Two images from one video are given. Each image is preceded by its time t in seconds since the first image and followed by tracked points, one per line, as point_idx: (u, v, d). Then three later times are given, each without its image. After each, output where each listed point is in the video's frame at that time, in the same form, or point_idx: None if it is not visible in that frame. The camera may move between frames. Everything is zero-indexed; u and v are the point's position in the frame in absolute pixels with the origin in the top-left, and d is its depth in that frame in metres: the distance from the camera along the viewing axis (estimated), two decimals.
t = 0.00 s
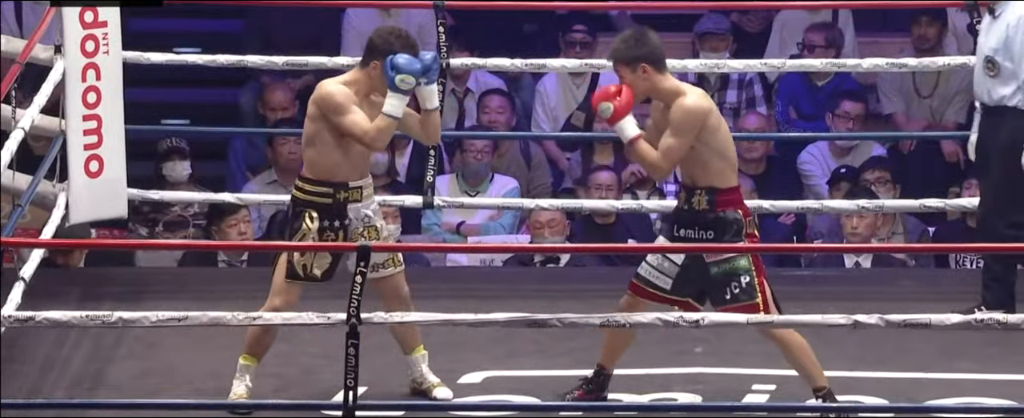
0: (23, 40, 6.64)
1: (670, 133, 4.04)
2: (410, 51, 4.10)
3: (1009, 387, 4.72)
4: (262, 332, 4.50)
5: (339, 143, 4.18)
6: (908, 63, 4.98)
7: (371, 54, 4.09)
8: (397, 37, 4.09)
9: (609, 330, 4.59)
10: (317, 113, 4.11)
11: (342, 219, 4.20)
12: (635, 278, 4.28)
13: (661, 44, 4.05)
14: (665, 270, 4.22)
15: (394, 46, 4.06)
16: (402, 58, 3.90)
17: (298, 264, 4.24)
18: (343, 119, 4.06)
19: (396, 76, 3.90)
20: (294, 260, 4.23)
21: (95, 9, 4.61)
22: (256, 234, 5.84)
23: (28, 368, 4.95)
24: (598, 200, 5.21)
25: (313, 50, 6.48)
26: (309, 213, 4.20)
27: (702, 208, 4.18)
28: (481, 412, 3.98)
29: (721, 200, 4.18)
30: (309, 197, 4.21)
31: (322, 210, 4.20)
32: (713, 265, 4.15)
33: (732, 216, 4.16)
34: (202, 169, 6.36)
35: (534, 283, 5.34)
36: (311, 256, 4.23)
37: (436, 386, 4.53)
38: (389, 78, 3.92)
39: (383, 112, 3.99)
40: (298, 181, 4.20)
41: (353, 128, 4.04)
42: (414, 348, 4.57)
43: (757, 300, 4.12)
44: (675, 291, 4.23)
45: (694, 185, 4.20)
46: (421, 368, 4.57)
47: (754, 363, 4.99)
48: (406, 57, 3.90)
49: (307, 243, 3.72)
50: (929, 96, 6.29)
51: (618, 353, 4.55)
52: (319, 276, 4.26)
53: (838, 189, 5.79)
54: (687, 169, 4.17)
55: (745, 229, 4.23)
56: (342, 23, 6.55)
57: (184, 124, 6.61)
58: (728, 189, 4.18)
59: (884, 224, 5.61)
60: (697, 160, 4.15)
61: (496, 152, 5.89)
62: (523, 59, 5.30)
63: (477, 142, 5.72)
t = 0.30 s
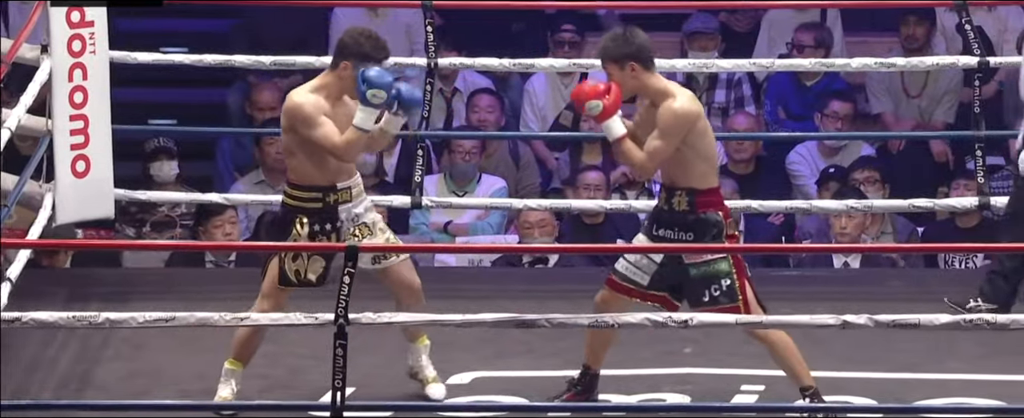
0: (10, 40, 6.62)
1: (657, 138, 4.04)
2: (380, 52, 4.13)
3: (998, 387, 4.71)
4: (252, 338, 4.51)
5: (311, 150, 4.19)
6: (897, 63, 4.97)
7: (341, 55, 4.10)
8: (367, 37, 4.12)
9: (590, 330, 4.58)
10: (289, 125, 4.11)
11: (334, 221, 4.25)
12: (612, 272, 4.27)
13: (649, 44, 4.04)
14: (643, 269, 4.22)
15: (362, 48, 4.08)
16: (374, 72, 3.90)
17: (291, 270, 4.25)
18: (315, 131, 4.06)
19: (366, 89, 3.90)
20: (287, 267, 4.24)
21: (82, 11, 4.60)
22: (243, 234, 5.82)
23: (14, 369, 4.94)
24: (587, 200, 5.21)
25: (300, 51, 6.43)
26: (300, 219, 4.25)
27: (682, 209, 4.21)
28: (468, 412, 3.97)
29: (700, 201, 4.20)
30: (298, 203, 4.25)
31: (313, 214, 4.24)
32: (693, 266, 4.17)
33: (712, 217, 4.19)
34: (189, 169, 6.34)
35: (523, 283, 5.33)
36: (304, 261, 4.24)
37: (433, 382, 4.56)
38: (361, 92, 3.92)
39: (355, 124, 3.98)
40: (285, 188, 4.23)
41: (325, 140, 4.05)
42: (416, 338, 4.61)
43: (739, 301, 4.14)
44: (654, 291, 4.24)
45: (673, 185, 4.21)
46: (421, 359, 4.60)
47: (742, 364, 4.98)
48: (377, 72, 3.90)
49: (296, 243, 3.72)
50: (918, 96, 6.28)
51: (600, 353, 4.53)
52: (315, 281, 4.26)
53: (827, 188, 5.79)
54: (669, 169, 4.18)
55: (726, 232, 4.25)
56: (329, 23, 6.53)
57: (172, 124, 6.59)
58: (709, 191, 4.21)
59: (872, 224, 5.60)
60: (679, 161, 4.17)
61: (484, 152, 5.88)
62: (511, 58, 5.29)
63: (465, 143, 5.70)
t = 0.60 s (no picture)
0: None
1: (650, 134, 4.00)
2: (407, 65, 4.02)
3: (993, 389, 4.66)
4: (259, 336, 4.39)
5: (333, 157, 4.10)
6: (890, 62, 4.90)
7: (369, 68, 4.01)
8: (397, 50, 4.02)
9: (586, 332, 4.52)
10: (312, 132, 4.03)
11: (342, 234, 4.17)
12: (611, 278, 4.20)
13: (641, 40, 4.01)
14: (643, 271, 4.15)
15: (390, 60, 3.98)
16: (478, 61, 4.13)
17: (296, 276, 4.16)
18: (336, 136, 3.96)
19: (384, 94, 3.81)
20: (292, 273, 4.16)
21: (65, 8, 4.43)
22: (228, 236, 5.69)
23: None
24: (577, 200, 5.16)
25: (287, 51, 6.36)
26: (309, 229, 4.19)
27: (682, 208, 4.15)
28: (455, 415, 3.91)
29: (700, 199, 4.15)
30: (308, 210, 4.18)
31: (323, 224, 4.17)
32: (690, 264, 4.12)
33: (710, 215, 4.13)
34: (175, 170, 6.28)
35: (513, 284, 5.27)
36: (310, 268, 4.15)
37: (451, 392, 4.54)
38: (377, 95, 3.83)
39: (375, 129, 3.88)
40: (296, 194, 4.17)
41: (344, 146, 3.94)
42: (430, 352, 4.57)
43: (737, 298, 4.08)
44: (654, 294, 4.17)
45: (670, 184, 4.17)
46: (437, 372, 4.57)
47: (734, 365, 4.92)
48: (396, 76, 3.80)
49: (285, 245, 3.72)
50: (911, 95, 6.23)
51: (596, 354, 4.49)
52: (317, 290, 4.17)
53: (820, 189, 5.74)
54: (663, 166, 4.14)
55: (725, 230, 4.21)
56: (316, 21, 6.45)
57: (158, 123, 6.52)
58: (707, 188, 4.16)
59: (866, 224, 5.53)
60: (674, 159, 4.12)
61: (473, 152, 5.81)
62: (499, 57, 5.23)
63: (456, 143, 5.63)
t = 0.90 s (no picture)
0: None
1: (657, 134, 3.89)
2: (377, 62, 3.93)
3: (981, 391, 4.59)
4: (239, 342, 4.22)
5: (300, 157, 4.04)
6: (877, 59, 4.84)
7: (336, 66, 3.94)
8: (365, 47, 3.93)
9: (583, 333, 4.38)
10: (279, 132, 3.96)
11: (322, 229, 4.08)
12: (609, 271, 4.08)
13: (655, 39, 3.92)
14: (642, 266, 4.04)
15: (357, 58, 3.90)
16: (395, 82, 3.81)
17: (275, 277, 4.07)
18: (302, 139, 3.91)
19: (347, 100, 3.75)
20: (271, 273, 4.06)
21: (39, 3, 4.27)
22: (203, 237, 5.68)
23: None
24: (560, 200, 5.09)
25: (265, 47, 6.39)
26: (288, 226, 4.09)
27: (681, 210, 4.04)
28: None
29: (700, 203, 4.03)
30: (285, 208, 4.09)
31: (302, 221, 4.08)
32: (689, 268, 3.98)
33: (709, 219, 4.02)
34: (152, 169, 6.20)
35: (495, 284, 5.20)
36: (289, 269, 4.06)
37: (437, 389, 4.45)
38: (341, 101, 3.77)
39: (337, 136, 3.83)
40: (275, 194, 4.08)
41: (311, 150, 3.90)
42: (414, 349, 4.47)
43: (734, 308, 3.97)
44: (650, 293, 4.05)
45: (674, 184, 4.05)
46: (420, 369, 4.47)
47: (719, 368, 4.85)
48: (359, 81, 3.75)
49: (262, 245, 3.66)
50: (897, 93, 6.17)
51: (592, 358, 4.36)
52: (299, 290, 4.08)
53: (806, 189, 5.64)
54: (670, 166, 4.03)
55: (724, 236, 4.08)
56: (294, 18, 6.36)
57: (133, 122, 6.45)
58: (711, 194, 4.04)
59: (852, 224, 5.47)
60: (682, 160, 4.01)
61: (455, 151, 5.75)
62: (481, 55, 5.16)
63: (437, 142, 5.55)
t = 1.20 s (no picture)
0: None
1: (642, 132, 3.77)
2: (428, 50, 3.80)
3: (972, 393, 4.53)
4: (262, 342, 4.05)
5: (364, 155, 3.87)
6: (867, 57, 4.78)
7: (392, 60, 3.79)
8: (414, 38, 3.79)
9: (573, 336, 4.25)
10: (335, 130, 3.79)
11: (373, 234, 3.94)
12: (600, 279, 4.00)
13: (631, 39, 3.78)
14: (636, 274, 3.94)
15: (411, 49, 3.75)
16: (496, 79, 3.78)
17: (337, 287, 3.90)
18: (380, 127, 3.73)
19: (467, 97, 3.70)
20: (335, 284, 3.89)
21: None
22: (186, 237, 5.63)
23: None
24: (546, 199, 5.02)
25: (246, 45, 6.36)
26: (347, 233, 3.91)
27: (676, 211, 3.92)
28: None
29: (695, 200, 3.92)
30: (339, 215, 3.90)
31: (359, 227, 3.92)
32: (685, 268, 3.89)
33: (706, 217, 3.91)
34: (134, 168, 6.14)
35: (481, 284, 5.14)
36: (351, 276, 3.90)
37: (468, 398, 4.25)
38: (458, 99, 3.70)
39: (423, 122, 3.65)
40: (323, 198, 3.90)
41: (391, 133, 3.71)
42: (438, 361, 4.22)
43: (732, 304, 3.86)
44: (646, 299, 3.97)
45: (663, 186, 3.93)
46: (449, 379, 4.25)
47: (708, 370, 4.79)
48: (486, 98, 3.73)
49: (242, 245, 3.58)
50: (887, 91, 6.13)
51: (585, 360, 4.22)
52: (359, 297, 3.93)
53: (794, 189, 5.59)
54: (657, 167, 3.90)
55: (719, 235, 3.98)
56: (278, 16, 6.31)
57: (112, 120, 6.45)
58: (701, 189, 3.93)
59: (841, 224, 5.42)
60: (668, 161, 3.89)
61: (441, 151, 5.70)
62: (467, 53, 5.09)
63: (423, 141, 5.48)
